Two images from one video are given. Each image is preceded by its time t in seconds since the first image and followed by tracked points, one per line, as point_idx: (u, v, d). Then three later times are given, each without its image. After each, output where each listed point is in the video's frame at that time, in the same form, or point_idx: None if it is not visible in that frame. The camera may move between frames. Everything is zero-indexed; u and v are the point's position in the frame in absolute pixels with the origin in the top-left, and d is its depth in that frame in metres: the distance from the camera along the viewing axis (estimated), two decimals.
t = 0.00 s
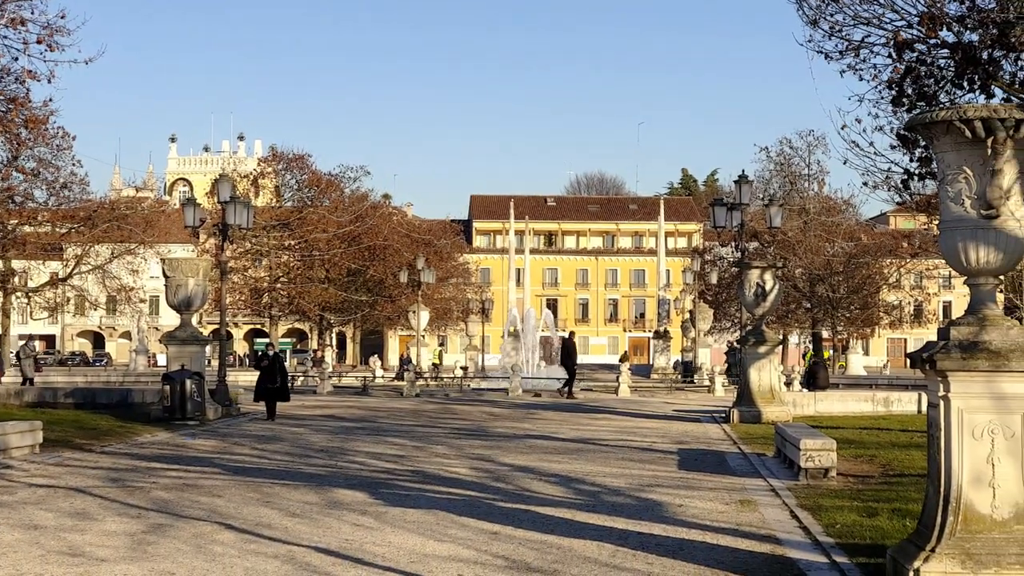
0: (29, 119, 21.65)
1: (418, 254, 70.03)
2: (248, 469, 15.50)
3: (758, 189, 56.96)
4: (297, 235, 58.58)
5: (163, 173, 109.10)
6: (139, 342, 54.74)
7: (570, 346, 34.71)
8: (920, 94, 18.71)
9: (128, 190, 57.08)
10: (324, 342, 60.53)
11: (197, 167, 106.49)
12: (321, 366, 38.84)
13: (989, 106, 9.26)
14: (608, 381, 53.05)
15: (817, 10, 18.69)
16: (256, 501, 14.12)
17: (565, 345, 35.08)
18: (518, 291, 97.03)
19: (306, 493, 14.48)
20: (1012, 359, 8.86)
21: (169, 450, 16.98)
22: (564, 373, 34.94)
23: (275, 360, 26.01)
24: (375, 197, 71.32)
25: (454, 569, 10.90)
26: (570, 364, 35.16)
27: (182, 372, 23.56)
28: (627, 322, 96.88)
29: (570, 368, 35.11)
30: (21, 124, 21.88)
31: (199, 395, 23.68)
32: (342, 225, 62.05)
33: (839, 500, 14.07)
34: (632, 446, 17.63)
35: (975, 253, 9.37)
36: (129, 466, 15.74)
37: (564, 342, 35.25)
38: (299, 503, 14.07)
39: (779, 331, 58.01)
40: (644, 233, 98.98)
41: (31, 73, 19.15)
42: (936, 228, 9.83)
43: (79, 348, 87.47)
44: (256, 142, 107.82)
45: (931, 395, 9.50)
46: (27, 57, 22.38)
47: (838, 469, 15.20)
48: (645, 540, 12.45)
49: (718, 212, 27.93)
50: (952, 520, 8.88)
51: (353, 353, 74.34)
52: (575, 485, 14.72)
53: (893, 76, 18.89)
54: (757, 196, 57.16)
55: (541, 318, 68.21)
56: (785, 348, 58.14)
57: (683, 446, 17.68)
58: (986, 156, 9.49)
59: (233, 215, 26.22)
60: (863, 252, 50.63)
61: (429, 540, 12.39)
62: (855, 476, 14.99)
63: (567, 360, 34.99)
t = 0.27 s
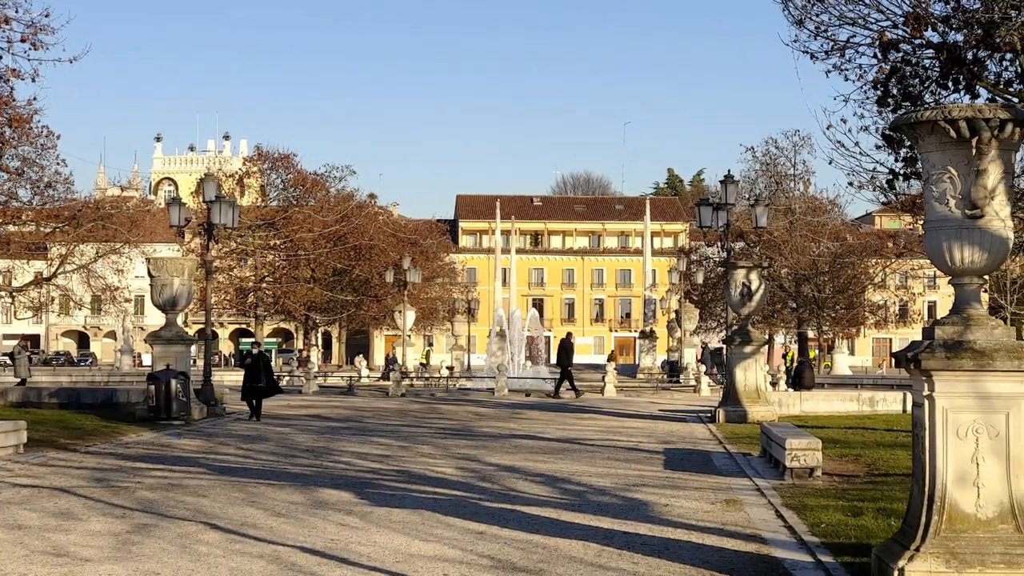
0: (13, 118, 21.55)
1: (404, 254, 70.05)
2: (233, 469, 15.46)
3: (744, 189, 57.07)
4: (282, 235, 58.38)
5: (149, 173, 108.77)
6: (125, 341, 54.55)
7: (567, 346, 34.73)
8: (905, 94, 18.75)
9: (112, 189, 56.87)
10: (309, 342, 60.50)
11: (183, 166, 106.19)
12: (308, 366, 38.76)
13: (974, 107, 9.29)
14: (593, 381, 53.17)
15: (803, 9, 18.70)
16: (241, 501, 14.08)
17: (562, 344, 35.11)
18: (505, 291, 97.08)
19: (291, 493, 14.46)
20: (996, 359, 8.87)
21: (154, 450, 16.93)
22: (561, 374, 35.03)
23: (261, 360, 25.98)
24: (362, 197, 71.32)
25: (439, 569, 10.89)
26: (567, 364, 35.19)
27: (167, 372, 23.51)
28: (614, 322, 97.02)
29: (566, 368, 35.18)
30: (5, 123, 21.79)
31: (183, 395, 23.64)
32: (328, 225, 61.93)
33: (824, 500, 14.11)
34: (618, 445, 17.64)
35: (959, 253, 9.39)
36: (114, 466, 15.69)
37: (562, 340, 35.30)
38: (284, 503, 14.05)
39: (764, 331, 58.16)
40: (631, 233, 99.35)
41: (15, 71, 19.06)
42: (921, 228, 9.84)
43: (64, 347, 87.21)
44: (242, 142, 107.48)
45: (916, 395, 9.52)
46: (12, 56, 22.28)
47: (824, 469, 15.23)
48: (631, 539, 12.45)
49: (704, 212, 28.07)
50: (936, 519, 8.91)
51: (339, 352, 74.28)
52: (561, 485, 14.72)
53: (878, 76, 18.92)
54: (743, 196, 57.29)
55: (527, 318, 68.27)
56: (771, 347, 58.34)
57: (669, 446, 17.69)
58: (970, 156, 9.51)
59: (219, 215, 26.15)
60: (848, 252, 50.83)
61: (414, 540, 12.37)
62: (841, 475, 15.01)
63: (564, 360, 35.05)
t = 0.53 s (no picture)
0: (7, 116, 21.50)
1: (399, 254, 69.99)
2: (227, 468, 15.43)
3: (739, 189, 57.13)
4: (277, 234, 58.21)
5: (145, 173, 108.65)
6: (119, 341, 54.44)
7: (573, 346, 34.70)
8: (901, 95, 18.75)
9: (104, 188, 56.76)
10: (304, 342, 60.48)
11: (178, 164, 105.98)
12: (303, 365, 38.69)
13: (969, 109, 9.30)
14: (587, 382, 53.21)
15: (798, 11, 18.70)
16: (235, 501, 14.07)
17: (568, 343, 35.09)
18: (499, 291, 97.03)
19: (286, 492, 14.44)
20: (990, 360, 8.86)
21: (148, 450, 16.90)
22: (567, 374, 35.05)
23: (252, 362, 26.09)
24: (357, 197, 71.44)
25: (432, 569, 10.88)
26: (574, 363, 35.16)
27: (161, 372, 23.48)
28: (608, 323, 96.96)
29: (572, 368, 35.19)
30: None
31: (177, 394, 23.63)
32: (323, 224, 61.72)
33: (818, 500, 14.13)
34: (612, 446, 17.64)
35: (953, 254, 9.40)
36: (107, 465, 15.69)
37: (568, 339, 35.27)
38: (278, 503, 14.03)
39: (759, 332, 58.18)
40: (625, 233, 99.75)
41: (9, 71, 19.01)
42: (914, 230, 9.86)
43: (58, 347, 87.05)
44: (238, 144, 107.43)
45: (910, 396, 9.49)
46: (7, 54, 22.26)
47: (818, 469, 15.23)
48: (624, 539, 12.45)
49: (698, 213, 27.84)
50: (930, 520, 8.92)
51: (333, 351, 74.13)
52: (555, 485, 14.71)
53: (873, 77, 18.93)
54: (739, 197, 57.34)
55: (522, 318, 68.28)
56: (766, 348, 58.43)
57: (663, 446, 17.70)
58: (965, 157, 9.51)
59: (213, 215, 26.14)
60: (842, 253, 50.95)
61: (409, 540, 12.37)
62: (835, 475, 15.01)
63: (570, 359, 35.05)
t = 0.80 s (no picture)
0: (5, 116, 21.53)
1: (397, 254, 69.91)
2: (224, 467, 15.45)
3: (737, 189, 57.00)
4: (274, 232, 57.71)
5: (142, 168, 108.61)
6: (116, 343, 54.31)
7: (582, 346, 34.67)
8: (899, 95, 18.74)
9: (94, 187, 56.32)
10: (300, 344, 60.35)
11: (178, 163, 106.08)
12: (301, 367, 38.55)
13: (967, 107, 9.29)
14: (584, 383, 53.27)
15: (796, 9, 18.67)
16: (232, 501, 14.05)
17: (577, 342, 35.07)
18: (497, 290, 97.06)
19: (283, 491, 14.43)
20: (988, 359, 8.87)
21: (146, 449, 16.87)
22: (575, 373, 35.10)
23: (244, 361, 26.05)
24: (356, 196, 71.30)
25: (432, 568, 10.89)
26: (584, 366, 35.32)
27: (160, 371, 23.53)
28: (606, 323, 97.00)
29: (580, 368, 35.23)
30: None
31: (176, 393, 23.69)
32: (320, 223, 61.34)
33: (816, 500, 14.15)
34: (611, 445, 17.63)
35: (953, 253, 9.38)
36: (105, 464, 15.71)
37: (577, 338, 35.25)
38: (276, 502, 14.01)
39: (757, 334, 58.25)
40: (623, 233, 99.22)
41: (7, 69, 18.98)
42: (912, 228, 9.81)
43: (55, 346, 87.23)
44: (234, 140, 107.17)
45: (908, 395, 9.45)
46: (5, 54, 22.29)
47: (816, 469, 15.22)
48: (622, 538, 12.46)
49: (696, 212, 27.81)
50: (928, 520, 8.92)
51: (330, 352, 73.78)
52: (553, 484, 14.71)
53: (871, 76, 18.91)
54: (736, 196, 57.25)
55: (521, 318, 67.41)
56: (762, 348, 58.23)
57: (662, 446, 17.68)
58: (963, 156, 9.50)
59: (211, 213, 26.15)
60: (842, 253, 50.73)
61: (407, 539, 12.37)
62: (832, 473, 14.99)
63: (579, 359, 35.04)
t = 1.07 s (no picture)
0: None
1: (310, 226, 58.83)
2: (81, 513, 11.65)
3: (769, 140, 52.58)
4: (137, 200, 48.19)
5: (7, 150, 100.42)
6: None
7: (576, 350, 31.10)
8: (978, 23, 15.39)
9: None
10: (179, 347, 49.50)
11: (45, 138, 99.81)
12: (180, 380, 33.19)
13: None
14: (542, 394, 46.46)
15: None
16: (83, 554, 10.17)
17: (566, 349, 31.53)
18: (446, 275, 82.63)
19: (155, 543, 10.62)
20: None
21: None
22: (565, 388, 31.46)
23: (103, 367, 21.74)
24: (256, 151, 59.89)
25: None
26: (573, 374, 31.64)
27: None
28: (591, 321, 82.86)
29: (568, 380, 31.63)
30: None
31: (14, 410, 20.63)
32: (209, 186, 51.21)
33: (869, 557, 10.41)
34: (592, 487, 14.14)
35: None
36: None
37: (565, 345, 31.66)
38: (145, 559, 10.11)
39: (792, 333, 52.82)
40: (612, 199, 84.04)
41: None
42: (1003, 191, 9.01)
43: None
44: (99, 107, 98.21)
45: (992, 417, 8.77)
46: None
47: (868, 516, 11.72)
48: None
49: (711, 170, 24.21)
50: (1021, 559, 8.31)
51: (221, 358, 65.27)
52: (518, 536, 10.99)
53: None
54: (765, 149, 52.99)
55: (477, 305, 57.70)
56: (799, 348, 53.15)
57: (658, 486, 14.32)
58: None
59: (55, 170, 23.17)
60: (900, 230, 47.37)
61: None
62: (894, 525, 11.42)
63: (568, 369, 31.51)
